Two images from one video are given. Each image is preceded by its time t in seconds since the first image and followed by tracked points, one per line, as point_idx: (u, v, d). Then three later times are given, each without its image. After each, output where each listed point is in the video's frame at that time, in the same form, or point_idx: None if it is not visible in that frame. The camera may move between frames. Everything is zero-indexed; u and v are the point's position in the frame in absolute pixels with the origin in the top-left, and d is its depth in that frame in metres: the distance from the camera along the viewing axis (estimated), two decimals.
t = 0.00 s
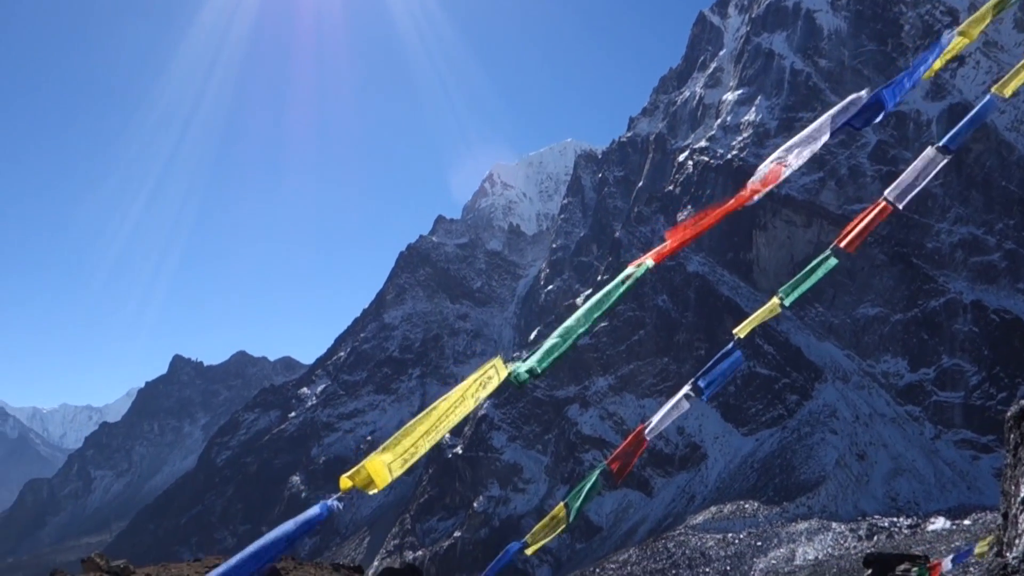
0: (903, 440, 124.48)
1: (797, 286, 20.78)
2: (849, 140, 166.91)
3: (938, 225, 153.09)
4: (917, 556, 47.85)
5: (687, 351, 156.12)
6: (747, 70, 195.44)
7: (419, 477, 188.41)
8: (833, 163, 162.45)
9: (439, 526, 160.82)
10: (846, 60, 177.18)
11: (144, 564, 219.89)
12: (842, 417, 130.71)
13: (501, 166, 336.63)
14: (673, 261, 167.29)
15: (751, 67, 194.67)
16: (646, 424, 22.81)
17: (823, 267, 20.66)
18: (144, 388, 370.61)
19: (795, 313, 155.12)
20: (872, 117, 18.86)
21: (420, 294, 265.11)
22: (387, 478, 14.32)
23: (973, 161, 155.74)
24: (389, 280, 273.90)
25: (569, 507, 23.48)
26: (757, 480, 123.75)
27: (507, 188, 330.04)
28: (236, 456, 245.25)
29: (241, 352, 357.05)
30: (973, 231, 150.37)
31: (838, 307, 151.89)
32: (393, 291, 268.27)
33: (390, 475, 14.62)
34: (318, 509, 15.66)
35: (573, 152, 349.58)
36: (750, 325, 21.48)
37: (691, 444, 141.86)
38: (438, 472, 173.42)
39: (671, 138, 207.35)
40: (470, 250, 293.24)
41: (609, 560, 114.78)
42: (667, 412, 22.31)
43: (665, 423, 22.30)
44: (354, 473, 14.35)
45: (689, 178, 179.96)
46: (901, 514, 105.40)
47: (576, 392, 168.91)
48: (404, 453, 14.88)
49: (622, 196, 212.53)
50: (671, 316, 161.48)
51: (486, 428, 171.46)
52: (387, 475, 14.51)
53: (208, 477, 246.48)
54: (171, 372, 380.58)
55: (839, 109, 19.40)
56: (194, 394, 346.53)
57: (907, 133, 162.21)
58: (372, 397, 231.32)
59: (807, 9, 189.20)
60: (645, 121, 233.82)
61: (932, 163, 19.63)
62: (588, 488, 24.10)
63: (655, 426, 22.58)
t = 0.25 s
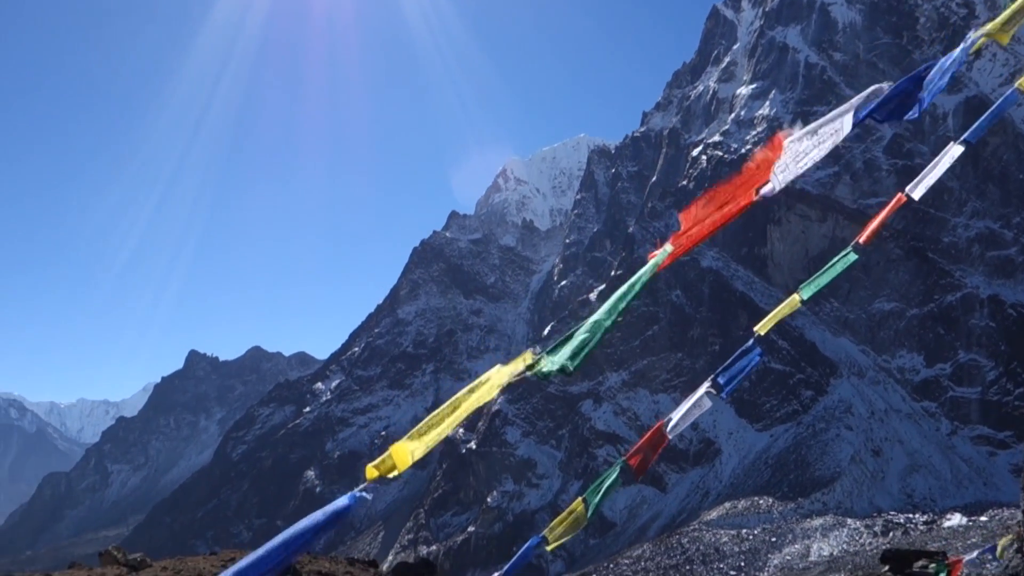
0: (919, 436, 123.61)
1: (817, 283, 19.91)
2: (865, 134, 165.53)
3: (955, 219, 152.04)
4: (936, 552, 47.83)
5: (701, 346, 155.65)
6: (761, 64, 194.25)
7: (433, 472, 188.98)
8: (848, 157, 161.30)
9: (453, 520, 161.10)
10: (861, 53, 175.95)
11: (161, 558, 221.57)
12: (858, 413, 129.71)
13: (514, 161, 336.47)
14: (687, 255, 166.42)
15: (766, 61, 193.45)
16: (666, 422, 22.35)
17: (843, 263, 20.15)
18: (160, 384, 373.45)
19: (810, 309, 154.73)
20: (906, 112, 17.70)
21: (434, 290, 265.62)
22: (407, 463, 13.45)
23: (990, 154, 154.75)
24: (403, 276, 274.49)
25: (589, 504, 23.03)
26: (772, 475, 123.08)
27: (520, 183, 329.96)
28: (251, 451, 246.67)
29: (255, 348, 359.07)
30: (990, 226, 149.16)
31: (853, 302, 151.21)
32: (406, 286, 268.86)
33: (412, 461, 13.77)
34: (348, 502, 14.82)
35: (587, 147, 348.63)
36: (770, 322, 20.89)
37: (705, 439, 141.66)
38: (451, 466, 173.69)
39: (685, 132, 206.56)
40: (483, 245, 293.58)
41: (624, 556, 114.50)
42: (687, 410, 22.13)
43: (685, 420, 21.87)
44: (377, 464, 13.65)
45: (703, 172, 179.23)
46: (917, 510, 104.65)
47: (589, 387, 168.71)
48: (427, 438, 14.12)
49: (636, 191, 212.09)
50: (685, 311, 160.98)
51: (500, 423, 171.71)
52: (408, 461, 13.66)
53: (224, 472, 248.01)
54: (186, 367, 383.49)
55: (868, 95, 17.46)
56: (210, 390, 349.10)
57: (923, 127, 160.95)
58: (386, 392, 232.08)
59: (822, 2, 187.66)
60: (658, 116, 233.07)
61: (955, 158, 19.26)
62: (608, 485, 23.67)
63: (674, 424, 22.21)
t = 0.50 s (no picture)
0: (937, 432, 122.92)
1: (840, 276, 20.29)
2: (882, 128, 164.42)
3: (973, 214, 151.07)
4: (954, 547, 47.91)
5: (716, 342, 155.48)
6: (776, 58, 193.12)
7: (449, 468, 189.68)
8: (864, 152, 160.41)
9: (469, 516, 161.82)
10: (877, 47, 174.78)
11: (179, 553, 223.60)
12: (875, 408, 129.10)
13: (529, 157, 336.29)
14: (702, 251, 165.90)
15: (781, 55, 192.33)
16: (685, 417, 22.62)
17: (866, 258, 20.49)
18: (178, 380, 376.24)
19: (827, 305, 154.53)
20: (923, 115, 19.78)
21: (449, 286, 266.25)
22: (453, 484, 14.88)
23: (1009, 148, 153.38)
24: (418, 272, 275.14)
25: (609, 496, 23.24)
26: (788, 471, 122.81)
27: (535, 179, 329.84)
28: (268, 446, 248.18)
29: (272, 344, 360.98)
30: (1009, 220, 147.95)
31: (870, 298, 150.50)
32: (421, 282, 269.40)
33: (455, 478, 15.24)
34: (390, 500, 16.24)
35: (602, 143, 347.34)
36: (791, 316, 21.08)
37: (721, 435, 141.75)
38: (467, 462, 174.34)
39: (700, 127, 205.81)
40: (498, 242, 293.93)
41: (639, 552, 114.60)
42: (707, 402, 22.16)
43: (704, 414, 22.10)
44: (411, 469, 15.02)
45: (719, 168, 178.71)
46: (935, 506, 104.12)
47: (604, 383, 168.76)
48: (470, 458, 15.49)
49: (651, 186, 211.69)
50: (701, 307, 160.81)
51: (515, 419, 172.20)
52: (452, 480, 15.08)
53: (241, 467, 249.67)
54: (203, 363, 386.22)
55: (886, 107, 19.69)
56: (227, 386, 351.45)
57: (941, 121, 159.78)
58: (402, 388, 232.90)
59: None
60: (673, 111, 232.27)
61: (978, 156, 19.91)
62: (627, 480, 23.87)
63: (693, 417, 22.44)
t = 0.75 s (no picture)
0: (956, 427, 122.06)
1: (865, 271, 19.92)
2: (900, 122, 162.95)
3: (992, 208, 149.70)
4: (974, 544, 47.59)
5: (733, 338, 155.01)
6: (793, 52, 191.74)
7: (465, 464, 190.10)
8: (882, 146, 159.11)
9: (486, 512, 162.15)
10: (896, 40, 173.26)
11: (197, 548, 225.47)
12: (893, 404, 128.27)
13: (544, 153, 336.00)
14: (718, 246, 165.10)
15: (798, 49, 191.01)
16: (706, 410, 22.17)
17: (890, 252, 20.13)
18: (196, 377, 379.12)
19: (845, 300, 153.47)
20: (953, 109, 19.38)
21: (465, 282, 266.76)
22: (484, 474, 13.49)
23: None
24: (434, 269, 275.66)
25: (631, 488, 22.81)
26: (805, 467, 122.18)
27: (550, 175, 329.61)
28: (285, 442, 249.71)
29: (289, 341, 363.00)
30: None
31: (888, 293, 149.58)
32: (437, 279, 269.97)
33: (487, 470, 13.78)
34: (423, 500, 15.05)
35: (617, 139, 346.09)
36: (814, 313, 20.53)
37: (738, 431, 141.25)
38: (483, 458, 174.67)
39: (716, 122, 204.85)
40: (514, 238, 294.05)
41: (655, 548, 114.38)
42: (728, 400, 21.83)
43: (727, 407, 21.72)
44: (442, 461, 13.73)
45: (735, 163, 177.96)
46: (955, 502, 103.42)
47: (620, 379, 168.45)
48: (500, 446, 13.87)
49: (667, 182, 210.99)
50: (717, 303, 160.26)
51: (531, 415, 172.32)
52: (483, 470, 13.66)
53: (259, 463, 251.29)
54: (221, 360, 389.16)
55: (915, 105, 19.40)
56: (244, 382, 353.98)
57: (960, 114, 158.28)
58: (418, 384, 233.48)
59: None
60: (689, 106, 231.31)
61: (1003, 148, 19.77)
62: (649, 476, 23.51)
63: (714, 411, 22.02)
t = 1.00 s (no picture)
0: (976, 423, 121.13)
1: (888, 265, 19.18)
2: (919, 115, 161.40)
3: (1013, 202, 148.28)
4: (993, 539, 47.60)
5: (750, 334, 154.62)
6: (810, 46, 190.37)
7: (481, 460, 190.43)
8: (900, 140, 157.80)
9: (503, 509, 162.62)
10: (914, 33, 171.70)
11: (217, 544, 227.32)
12: (912, 399, 127.41)
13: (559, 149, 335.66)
14: (735, 242, 164.30)
15: (815, 42, 189.57)
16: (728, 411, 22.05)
17: (915, 245, 19.25)
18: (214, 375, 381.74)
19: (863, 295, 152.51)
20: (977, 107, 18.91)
21: (481, 279, 267.26)
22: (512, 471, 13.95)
23: None
24: (450, 266, 276.05)
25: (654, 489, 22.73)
26: (823, 463, 121.57)
27: (566, 171, 329.37)
28: (303, 439, 251.13)
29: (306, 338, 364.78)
30: None
31: (907, 288, 148.69)
32: (453, 276, 270.32)
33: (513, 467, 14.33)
34: (450, 498, 15.21)
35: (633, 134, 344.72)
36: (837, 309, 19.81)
37: (756, 427, 140.80)
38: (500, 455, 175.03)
39: (732, 117, 203.81)
40: (530, 234, 294.11)
41: (673, 544, 114.24)
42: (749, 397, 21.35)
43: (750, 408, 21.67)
44: (469, 458, 14.38)
45: (752, 158, 177.16)
46: (975, 498, 102.67)
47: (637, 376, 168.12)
48: (528, 446, 14.23)
49: (683, 177, 210.27)
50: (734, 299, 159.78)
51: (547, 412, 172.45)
52: (510, 468, 14.14)
53: (277, 461, 252.97)
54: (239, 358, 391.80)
55: (939, 100, 18.77)
56: (262, 379, 356.51)
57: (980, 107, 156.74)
58: (434, 381, 234.02)
59: None
60: (705, 101, 230.27)
61: None
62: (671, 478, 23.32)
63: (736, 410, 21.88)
